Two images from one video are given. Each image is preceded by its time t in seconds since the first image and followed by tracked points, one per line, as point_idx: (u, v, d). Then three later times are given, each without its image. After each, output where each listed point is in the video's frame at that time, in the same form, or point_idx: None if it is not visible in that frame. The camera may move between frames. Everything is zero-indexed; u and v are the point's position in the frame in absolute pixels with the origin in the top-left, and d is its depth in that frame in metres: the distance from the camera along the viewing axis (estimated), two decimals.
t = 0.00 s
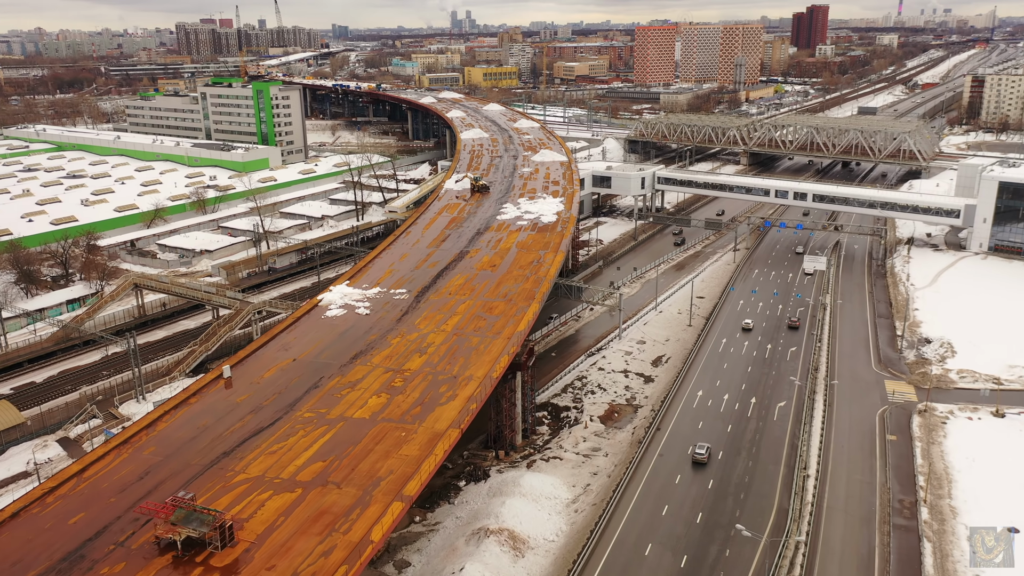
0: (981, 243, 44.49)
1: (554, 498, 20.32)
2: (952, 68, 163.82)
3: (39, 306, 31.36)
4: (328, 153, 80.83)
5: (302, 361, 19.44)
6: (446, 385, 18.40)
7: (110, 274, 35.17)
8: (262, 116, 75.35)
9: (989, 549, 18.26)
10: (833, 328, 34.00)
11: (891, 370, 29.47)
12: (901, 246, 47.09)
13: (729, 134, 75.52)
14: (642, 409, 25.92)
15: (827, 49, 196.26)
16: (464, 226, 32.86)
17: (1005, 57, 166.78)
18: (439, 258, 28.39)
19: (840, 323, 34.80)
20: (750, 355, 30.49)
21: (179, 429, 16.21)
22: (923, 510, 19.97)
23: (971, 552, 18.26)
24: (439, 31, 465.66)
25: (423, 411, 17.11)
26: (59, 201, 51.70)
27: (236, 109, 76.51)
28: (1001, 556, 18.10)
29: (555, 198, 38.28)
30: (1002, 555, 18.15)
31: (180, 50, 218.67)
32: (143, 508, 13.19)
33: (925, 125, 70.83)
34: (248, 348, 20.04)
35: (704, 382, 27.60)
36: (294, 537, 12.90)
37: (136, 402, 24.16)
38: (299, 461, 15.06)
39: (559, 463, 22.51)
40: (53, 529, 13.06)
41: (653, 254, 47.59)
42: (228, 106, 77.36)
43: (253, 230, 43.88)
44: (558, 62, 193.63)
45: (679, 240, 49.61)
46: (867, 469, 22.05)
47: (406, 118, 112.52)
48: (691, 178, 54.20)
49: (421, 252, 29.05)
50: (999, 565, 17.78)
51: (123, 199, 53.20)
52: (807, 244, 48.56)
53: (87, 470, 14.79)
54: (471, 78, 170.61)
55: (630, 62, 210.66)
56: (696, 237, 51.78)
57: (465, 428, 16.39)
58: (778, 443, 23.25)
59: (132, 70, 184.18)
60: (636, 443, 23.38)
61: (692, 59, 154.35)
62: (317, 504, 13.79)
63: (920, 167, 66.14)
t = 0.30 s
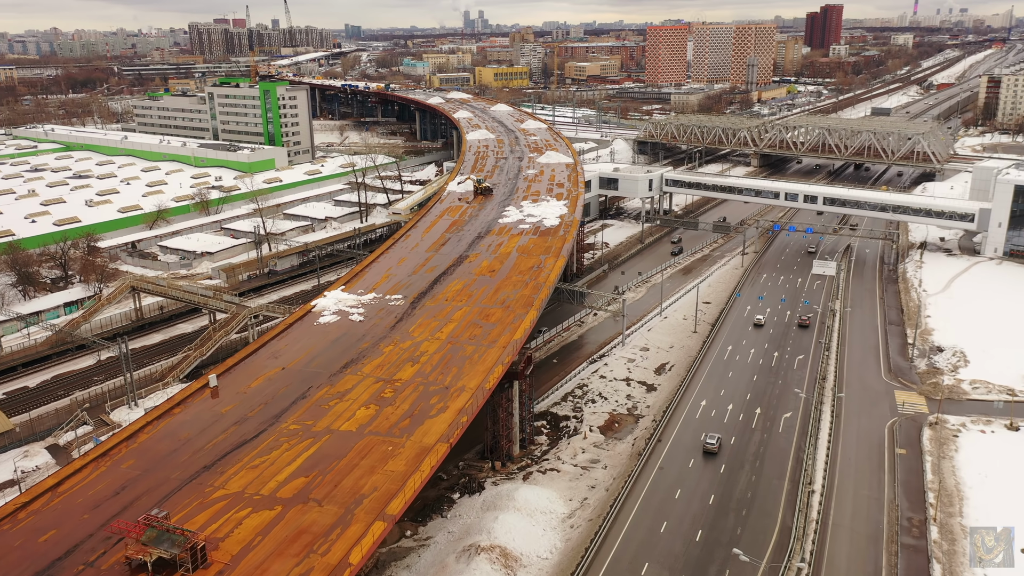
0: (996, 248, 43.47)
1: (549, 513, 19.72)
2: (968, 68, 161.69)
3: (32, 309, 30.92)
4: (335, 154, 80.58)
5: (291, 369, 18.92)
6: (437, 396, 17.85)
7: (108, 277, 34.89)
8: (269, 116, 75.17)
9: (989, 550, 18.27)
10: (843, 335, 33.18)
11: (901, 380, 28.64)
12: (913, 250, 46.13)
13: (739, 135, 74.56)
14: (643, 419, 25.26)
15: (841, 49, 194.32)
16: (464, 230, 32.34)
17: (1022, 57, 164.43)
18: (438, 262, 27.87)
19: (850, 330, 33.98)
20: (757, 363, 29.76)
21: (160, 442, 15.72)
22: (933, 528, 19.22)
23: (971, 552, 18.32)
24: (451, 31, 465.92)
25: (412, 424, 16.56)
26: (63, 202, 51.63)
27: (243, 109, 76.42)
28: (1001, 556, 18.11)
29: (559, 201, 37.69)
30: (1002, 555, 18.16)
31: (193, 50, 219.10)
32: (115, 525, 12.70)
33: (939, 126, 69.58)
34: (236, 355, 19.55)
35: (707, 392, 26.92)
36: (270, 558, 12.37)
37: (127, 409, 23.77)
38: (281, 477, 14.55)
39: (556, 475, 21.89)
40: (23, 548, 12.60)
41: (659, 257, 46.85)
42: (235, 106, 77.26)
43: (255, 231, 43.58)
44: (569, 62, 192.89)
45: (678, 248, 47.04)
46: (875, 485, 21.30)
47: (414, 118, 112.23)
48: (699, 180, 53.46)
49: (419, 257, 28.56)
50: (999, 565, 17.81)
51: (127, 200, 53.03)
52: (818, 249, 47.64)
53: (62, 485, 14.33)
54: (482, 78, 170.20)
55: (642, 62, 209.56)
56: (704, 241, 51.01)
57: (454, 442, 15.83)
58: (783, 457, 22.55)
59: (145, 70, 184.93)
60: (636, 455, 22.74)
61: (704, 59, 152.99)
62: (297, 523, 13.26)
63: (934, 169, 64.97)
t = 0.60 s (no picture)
0: (1011, 253, 42.48)
1: (544, 528, 19.15)
2: (984, 69, 159.62)
3: (27, 313, 30.53)
4: (342, 155, 80.36)
5: (279, 379, 18.42)
6: (428, 407, 17.32)
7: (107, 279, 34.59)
8: (276, 116, 75.01)
9: (988, 549, 18.37)
10: (852, 343, 32.37)
11: (912, 390, 27.83)
12: (925, 255, 45.17)
13: (750, 136, 73.55)
14: (644, 430, 24.63)
15: (855, 49, 192.43)
16: (465, 234, 31.81)
17: None
18: (436, 267, 27.35)
19: (860, 338, 33.17)
20: (762, 372, 29.06)
21: (140, 455, 15.23)
22: (942, 549, 18.49)
23: (970, 551, 18.38)
24: (463, 31, 466.37)
25: (400, 438, 16.03)
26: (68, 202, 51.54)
27: (250, 109, 76.31)
28: (1001, 556, 18.18)
29: (563, 204, 37.10)
30: (1002, 555, 18.22)
31: (206, 49, 219.57)
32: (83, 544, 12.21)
33: (954, 128, 68.35)
34: (224, 364, 19.06)
35: (711, 402, 26.27)
36: None
37: (118, 415, 23.39)
38: (260, 493, 14.04)
39: (553, 488, 21.30)
40: None
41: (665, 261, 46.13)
42: (242, 106, 77.16)
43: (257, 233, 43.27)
44: (580, 62, 192.06)
45: (674, 259, 44.71)
46: (882, 501, 20.58)
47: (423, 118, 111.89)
48: (708, 182, 52.73)
49: (417, 261, 28.08)
50: (1000, 565, 17.89)
51: (130, 201, 52.87)
52: (828, 253, 46.75)
53: (35, 500, 13.87)
54: (493, 78, 169.69)
55: (654, 62, 208.39)
56: (712, 244, 50.25)
57: (442, 457, 15.29)
58: (787, 471, 21.87)
59: (157, 69, 185.67)
60: (635, 468, 22.12)
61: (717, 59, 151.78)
62: (274, 543, 12.75)
63: (949, 171, 63.80)
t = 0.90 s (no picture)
0: None
1: (538, 543, 18.60)
2: (1002, 69, 157.31)
3: (21, 315, 30.20)
4: (349, 155, 80.03)
5: (265, 389, 17.93)
6: (417, 419, 16.78)
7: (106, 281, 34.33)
8: (283, 117, 74.87)
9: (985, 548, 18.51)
10: (861, 351, 31.59)
11: (922, 401, 27.04)
12: (938, 260, 44.18)
13: (760, 138, 72.58)
14: (644, 441, 24.01)
15: (870, 49, 190.31)
16: (465, 237, 31.31)
17: None
18: (433, 272, 26.83)
19: (869, 346, 32.35)
20: (767, 381, 28.34)
21: (117, 468, 14.77)
22: (951, 569, 17.78)
23: (971, 550, 18.50)
24: (475, 31, 466.18)
25: (385, 452, 15.48)
26: (72, 203, 51.47)
27: (257, 109, 76.20)
28: (1001, 556, 18.27)
29: (566, 207, 36.53)
30: (1002, 555, 18.31)
31: (218, 48, 220.09)
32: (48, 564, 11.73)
33: (969, 130, 67.07)
34: (211, 372, 18.59)
35: (713, 412, 25.62)
36: None
37: (109, 421, 23.04)
38: (238, 510, 13.55)
39: (548, 501, 20.74)
40: None
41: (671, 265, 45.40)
42: (248, 106, 77.05)
43: (259, 235, 42.95)
44: (591, 62, 191.03)
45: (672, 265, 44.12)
46: (889, 519, 19.86)
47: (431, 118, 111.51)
48: (716, 185, 51.96)
49: (415, 265, 27.58)
50: (999, 565, 17.98)
51: (135, 201, 52.74)
52: (838, 257, 45.87)
53: (6, 515, 13.43)
54: (504, 78, 169.19)
55: (666, 63, 207.19)
56: (720, 247, 49.50)
57: (428, 472, 14.76)
58: (790, 486, 21.22)
59: (170, 68, 186.29)
60: (633, 481, 21.52)
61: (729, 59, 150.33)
62: (248, 563, 12.25)
63: (963, 174, 62.59)
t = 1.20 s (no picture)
0: None
1: (530, 561, 18.02)
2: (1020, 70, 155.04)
3: (16, 318, 29.96)
4: (356, 155, 79.74)
5: (251, 399, 17.45)
6: (405, 433, 16.27)
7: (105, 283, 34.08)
8: (290, 117, 74.72)
9: (989, 550, 18.38)
10: (871, 360, 30.77)
11: (933, 413, 26.22)
12: (952, 265, 43.16)
13: (772, 139, 71.56)
14: (645, 453, 23.40)
15: (885, 49, 188.27)
16: (465, 240, 30.78)
17: None
18: (430, 277, 26.32)
19: (879, 354, 31.51)
20: (773, 391, 27.63)
21: (93, 482, 14.33)
22: None
23: (971, 551, 18.46)
24: (487, 31, 466.08)
25: (370, 467, 14.97)
26: (77, 203, 51.44)
27: (264, 109, 76.11)
28: (1001, 556, 18.24)
29: (569, 210, 35.93)
30: (1002, 555, 18.29)
31: (231, 48, 220.90)
32: None
33: (986, 131, 65.74)
34: (196, 381, 18.14)
35: (716, 423, 24.95)
36: None
37: (99, 428, 22.66)
38: (213, 528, 13.07)
39: (543, 515, 20.13)
40: None
41: (678, 268, 44.68)
42: (256, 106, 76.98)
43: (261, 237, 42.65)
44: (603, 62, 190.02)
45: (670, 266, 43.69)
46: (897, 539, 19.14)
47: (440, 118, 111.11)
48: (724, 187, 51.15)
49: (412, 270, 27.08)
50: (999, 565, 17.96)
51: (139, 202, 52.63)
52: (849, 262, 44.93)
53: None
54: (515, 78, 168.61)
55: (678, 63, 205.88)
56: (727, 250, 48.71)
57: (413, 489, 14.24)
58: (794, 502, 20.53)
59: (183, 68, 186.93)
60: (632, 496, 20.92)
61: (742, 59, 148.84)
62: None
63: (979, 177, 61.32)
